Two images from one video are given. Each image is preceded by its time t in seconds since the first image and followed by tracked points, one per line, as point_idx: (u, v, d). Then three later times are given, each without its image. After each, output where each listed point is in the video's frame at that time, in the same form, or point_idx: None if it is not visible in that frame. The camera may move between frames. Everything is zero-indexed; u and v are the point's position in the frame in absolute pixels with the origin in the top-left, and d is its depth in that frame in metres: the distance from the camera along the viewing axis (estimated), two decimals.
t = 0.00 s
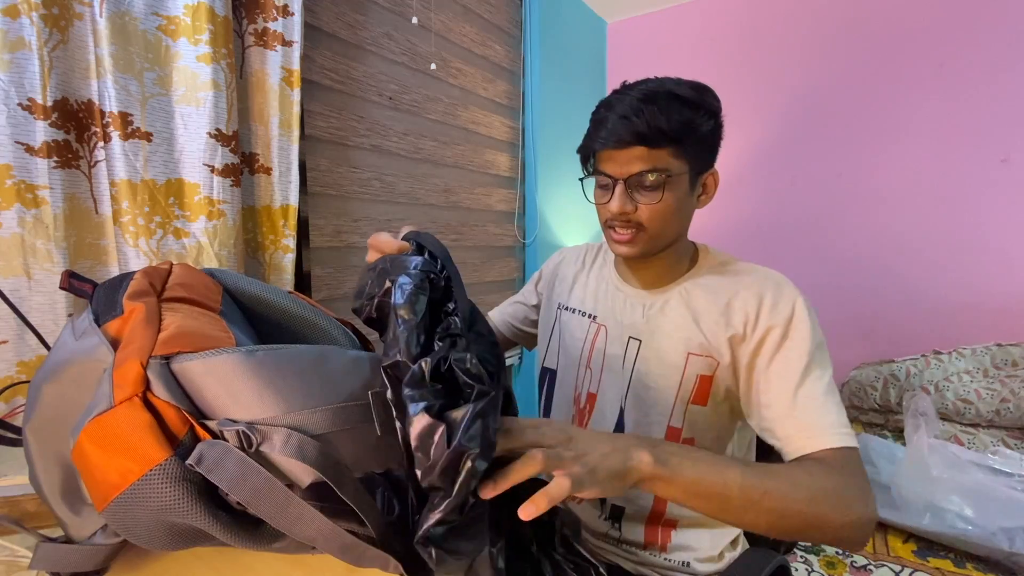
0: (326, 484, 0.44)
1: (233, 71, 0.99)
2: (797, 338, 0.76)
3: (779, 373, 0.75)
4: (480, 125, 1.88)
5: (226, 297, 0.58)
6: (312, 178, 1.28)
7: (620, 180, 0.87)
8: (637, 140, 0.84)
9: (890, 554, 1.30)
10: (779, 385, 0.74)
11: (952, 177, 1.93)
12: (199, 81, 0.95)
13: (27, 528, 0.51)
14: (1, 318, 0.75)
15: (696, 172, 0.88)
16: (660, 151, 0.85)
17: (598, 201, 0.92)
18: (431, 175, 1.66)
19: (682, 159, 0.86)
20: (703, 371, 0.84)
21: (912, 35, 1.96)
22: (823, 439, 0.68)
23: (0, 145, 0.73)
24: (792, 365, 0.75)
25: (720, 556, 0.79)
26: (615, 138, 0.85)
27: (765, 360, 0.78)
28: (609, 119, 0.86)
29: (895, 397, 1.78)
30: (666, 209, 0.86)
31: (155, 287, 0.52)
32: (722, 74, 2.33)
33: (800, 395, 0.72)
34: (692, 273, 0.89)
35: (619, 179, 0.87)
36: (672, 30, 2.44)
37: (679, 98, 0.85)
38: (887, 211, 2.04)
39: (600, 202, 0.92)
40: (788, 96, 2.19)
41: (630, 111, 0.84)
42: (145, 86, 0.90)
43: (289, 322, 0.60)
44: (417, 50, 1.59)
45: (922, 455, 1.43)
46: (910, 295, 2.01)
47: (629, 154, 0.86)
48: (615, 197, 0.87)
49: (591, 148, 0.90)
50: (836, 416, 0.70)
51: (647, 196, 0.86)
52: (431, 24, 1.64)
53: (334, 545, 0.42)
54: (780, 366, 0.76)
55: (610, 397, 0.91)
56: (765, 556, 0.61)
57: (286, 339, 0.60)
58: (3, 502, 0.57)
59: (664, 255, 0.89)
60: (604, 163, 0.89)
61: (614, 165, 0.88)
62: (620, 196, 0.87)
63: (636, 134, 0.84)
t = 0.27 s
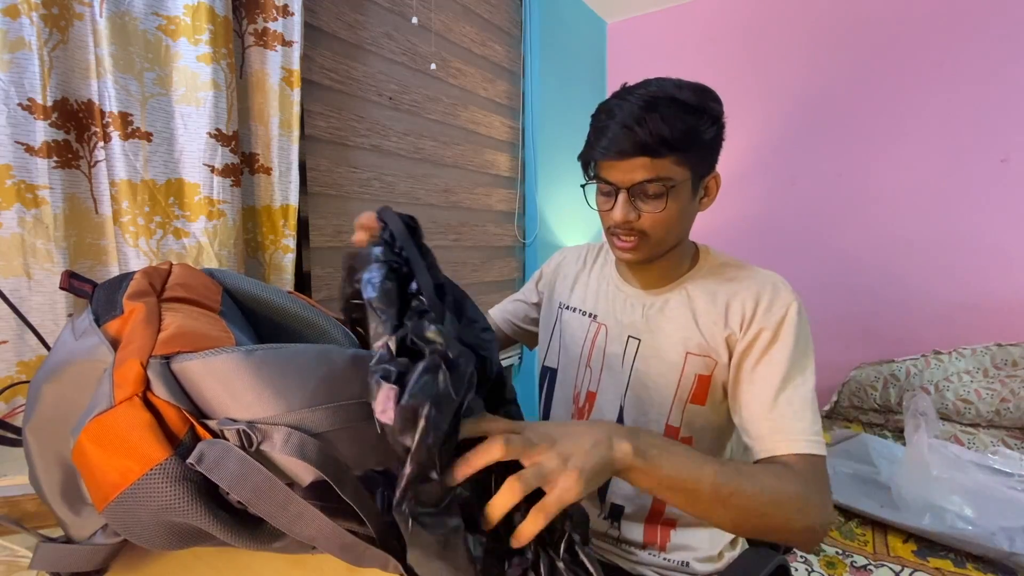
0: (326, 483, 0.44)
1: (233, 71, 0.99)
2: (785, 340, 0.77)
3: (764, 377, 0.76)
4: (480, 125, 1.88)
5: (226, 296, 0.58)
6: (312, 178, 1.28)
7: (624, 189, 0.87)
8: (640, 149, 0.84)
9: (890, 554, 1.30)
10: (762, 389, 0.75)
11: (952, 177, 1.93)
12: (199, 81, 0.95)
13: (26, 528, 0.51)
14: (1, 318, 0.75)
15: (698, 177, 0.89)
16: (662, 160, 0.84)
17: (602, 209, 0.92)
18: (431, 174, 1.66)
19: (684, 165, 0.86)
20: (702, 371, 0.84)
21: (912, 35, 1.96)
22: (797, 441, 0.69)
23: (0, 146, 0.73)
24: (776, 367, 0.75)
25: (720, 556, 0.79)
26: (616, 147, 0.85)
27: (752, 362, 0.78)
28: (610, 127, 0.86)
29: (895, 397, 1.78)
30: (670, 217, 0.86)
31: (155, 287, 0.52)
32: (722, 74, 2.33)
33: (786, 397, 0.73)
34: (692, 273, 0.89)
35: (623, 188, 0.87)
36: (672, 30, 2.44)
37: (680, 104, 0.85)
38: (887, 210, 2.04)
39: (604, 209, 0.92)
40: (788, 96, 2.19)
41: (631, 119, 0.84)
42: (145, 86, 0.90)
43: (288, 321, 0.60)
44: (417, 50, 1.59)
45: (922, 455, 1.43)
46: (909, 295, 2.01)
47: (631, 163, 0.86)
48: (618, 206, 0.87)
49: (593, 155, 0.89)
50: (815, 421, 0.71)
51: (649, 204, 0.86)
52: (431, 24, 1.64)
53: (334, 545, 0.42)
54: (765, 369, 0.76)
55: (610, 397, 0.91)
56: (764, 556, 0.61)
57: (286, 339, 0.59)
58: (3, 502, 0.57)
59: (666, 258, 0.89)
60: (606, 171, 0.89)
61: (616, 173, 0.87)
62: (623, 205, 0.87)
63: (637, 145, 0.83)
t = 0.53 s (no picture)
0: (322, 483, 0.44)
1: (233, 71, 0.99)
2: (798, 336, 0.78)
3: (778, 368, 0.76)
4: (480, 124, 1.88)
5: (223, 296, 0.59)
6: (312, 178, 1.28)
7: (621, 184, 0.87)
8: (638, 145, 0.84)
9: (890, 554, 1.30)
10: (774, 374, 0.76)
11: (953, 177, 1.93)
12: (199, 81, 0.95)
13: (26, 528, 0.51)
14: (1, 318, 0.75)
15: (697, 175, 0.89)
16: (660, 156, 0.85)
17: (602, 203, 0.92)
18: (431, 174, 1.66)
19: (682, 163, 0.86)
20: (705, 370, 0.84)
21: (912, 35, 1.96)
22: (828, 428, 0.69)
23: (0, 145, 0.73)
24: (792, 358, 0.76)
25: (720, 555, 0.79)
26: (615, 143, 0.85)
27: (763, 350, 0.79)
28: (610, 124, 0.86)
29: (895, 397, 1.78)
30: (667, 212, 0.86)
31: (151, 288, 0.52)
32: (722, 74, 2.33)
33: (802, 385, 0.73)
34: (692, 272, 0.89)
35: (620, 183, 0.87)
36: (672, 30, 2.44)
37: (681, 102, 0.85)
38: (887, 210, 2.04)
39: (602, 204, 0.92)
40: (788, 96, 2.19)
41: (631, 115, 0.84)
42: (145, 86, 0.90)
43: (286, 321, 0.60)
44: (417, 50, 1.59)
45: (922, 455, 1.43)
46: (909, 294, 2.01)
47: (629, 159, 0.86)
48: (615, 201, 0.88)
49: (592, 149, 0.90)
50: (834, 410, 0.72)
51: (647, 199, 0.86)
52: (431, 24, 1.64)
53: (333, 544, 0.42)
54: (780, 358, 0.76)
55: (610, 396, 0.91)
56: (764, 556, 0.61)
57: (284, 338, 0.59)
58: (3, 502, 0.57)
59: (665, 254, 0.89)
60: (604, 167, 0.89)
61: (615, 169, 0.88)
62: (620, 200, 0.87)
63: (635, 141, 0.84)
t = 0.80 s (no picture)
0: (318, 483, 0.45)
1: (233, 71, 0.99)
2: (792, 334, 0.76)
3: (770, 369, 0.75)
4: (480, 124, 1.88)
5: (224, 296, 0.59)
6: (312, 178, 1.28)
7: (629, 170, 0.89)
8: (649, 130, 0.86)
9: (890, 554, 1.30)
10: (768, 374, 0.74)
11: (952, 177, 1.93)
12: (199, 81, 0.95)
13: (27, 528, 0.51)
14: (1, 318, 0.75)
15: (702, 169, 0.89)
16: (668, 143, 0.87)
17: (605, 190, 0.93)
18: (431, 174, 1.66)
19: (691, 152, 0.88)
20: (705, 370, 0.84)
21: (911, 35, 1.96)
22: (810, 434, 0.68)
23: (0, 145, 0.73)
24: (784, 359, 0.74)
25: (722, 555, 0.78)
26: (627, 128, 0.88)
27: (755, 347, 0.78)
28: (622, 111, 0.89)
29: (895, 397, 1.78)
30: (674, 200, 0.87)
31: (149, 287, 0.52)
32: (722, 74, 2.33)
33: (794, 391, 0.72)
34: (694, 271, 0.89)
35: (628, 169, 0.89)
36: (672, 30, 2.44)
37: (690, 96, 0.86)
38: (886, 210, 2.04)
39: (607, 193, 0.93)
40: (788, 96, 2.19)
41: (641, 102, 0.86)
42: (145, 86, 0.90)
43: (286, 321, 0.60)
44: (417, 50, 1.59)
45: (922, 455, 1.43)
46: (909, 294, 2.01)
47: (640, 144, 0.88)
48: (623, 186, 0.89)
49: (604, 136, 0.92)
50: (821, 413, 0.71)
51: (654, 186, 0.87)
52: (431, 24, 1.64)
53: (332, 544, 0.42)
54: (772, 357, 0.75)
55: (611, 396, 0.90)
56: (763, 555, 0.61)
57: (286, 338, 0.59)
58: (3, 502, 0.57)
59: (667, 249, 0.89)
60: (613, 153, 0.91)
61: (624, 156, 0.90)
62: (628, 186, 0.88)
63: (647, 125, 0.86)
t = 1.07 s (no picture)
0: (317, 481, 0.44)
1: (233, 70, 0.99)
2: (789, 348, 0.78)
3: (767, 381, 0.78)
4: (480, 124, 1.88)
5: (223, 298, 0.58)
6: (312, 177, 1.28)
7: (649, 154, 0.87)
8: (673, 113, 0.86)
9: (890, 554, 1.30)
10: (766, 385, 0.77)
11: (952, 177, 1.93)
12: (199, 81, 0.95)
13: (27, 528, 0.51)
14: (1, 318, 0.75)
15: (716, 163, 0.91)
16: (689, 131, 0.87)
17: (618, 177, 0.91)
18: (431, 174, 1.66)
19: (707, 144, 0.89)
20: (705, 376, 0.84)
21: (911, 35, 1.96)
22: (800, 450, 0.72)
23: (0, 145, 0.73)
24: (783, 376, 0.76)
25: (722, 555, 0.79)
26: (651, 108, 0.87)
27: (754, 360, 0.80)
28: (642, 96, 0.88)
29: (895, 397, 1.78)
30: (695, 187, 0.87)
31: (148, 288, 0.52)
32: (722, 74, 2.33)
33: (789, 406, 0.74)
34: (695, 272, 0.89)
35: (648, 154, 0.88)
36: (672, 30, 2.44)
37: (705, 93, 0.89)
38: (886, 210, 2.04)
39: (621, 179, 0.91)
40: (788, 96, 2.20)
41: (664, 87, 0.87)
42: (145, 86, 0.90)
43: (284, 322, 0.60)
44: (417, 50, 1.59)
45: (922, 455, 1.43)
46: (909, 294, 2.01)
47: (663, 128, 0.88)
48: (643, 169, 0.87)
49: (622, 118, 0.90)
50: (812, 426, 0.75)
51: (676, 171, 0.86)
52: (431, 24, 1.64)
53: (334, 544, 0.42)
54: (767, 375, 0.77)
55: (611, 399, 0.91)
56: (764, 555, 0.61)
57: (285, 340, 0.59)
58: (3, 502, 0.57)
59: (673, 247, 0.89)
60: (632, 136, 0.90)
61: (644, 140, 0.89)
62: (649, 169, 0.87)
63: (673, 107, 0.86)
